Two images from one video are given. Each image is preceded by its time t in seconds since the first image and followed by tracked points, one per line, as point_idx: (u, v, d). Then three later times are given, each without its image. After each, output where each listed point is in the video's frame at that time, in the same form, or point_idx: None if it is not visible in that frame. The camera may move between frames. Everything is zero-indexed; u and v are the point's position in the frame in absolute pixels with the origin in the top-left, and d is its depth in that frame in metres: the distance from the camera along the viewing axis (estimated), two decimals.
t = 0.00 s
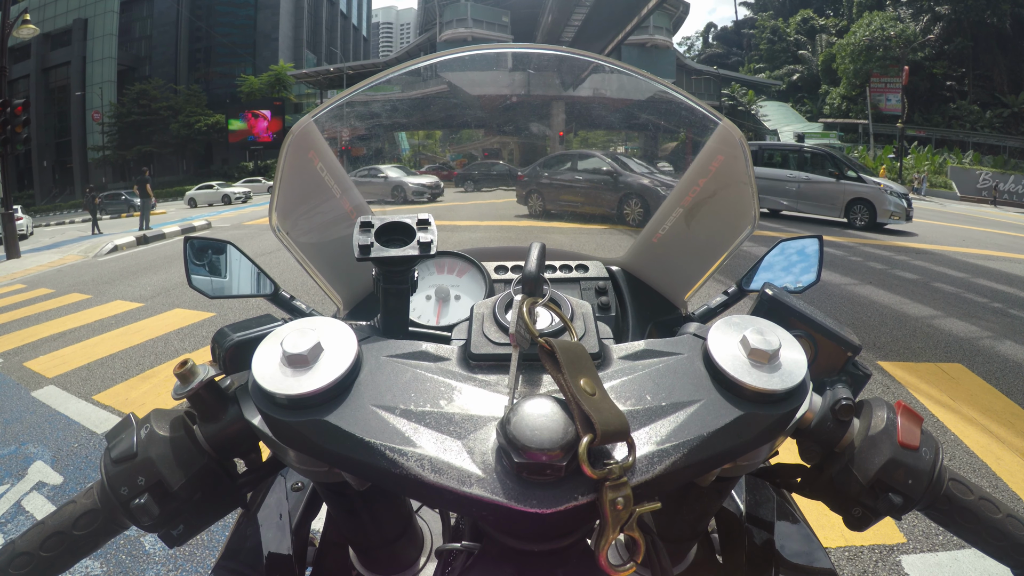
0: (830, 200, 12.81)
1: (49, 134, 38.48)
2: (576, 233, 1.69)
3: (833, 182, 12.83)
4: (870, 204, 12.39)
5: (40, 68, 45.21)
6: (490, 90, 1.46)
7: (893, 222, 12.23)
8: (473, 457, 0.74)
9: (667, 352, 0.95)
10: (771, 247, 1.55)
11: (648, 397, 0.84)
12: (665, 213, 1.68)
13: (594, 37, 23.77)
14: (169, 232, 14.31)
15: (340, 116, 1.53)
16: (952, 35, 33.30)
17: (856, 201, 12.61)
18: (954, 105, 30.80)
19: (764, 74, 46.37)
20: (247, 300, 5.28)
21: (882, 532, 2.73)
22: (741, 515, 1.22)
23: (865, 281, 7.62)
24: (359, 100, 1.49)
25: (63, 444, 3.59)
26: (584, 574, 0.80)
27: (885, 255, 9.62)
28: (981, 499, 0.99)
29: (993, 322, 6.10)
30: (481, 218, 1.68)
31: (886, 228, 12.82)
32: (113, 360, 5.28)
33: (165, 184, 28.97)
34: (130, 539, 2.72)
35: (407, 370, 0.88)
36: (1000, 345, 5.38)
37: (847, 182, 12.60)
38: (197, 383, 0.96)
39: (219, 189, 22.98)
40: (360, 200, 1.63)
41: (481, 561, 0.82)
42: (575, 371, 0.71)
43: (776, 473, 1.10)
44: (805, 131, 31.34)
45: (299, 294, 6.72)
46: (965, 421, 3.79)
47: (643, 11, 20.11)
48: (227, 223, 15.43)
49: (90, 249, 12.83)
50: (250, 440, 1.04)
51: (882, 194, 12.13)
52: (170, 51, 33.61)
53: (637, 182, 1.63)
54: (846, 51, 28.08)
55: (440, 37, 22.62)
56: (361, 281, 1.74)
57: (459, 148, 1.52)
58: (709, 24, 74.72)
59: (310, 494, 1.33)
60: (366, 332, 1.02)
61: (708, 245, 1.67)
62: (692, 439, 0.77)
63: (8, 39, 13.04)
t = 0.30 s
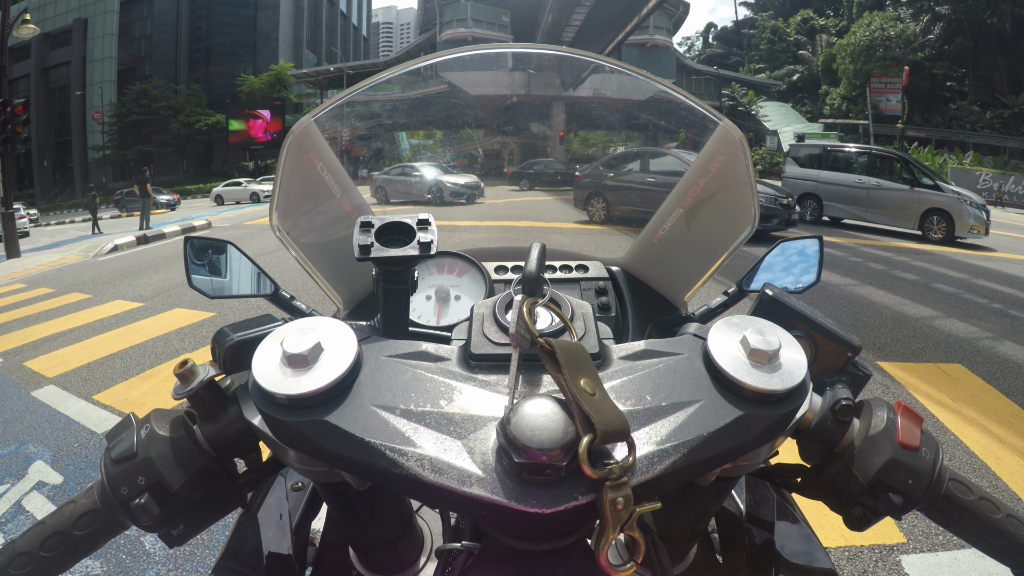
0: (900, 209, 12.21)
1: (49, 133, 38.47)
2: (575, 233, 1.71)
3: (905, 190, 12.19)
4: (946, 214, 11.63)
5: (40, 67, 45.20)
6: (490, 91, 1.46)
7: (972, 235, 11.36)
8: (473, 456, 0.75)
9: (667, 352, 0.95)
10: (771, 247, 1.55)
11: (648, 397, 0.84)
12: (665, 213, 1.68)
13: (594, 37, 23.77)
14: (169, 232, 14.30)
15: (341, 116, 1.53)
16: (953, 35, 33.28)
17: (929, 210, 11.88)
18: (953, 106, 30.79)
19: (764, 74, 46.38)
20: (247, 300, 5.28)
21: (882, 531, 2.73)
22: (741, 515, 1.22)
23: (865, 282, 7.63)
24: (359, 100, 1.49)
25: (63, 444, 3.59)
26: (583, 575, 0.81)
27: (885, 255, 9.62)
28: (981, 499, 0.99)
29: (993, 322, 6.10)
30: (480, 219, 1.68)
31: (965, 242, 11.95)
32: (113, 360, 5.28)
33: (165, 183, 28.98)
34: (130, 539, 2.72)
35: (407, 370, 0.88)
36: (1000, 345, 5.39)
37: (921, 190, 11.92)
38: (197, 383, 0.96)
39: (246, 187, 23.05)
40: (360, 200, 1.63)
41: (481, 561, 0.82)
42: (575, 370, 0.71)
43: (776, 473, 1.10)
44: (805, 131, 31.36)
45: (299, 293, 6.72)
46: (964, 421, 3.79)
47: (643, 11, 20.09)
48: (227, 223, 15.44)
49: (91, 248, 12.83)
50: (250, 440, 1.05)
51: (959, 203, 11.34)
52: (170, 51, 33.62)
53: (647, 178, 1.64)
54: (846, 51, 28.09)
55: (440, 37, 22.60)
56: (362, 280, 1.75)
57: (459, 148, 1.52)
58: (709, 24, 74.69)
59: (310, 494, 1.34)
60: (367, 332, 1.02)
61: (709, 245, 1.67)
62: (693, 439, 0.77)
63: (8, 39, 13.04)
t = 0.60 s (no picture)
0: (984, 220, 11.61)
1: (49, 133, 38.45)
2: (576, 233, 1.71)
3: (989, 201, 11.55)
4: None
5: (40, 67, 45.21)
6: (490, 91, 1.46)
7: None
8: (473, 457, 0.74)
9: (667, 352, 0.95)
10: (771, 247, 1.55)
11: (648, 396, 0.84)
12: (665, 213, 1.69)
13: (594, 37, 23.75)
14: (169, 232, 14.29)
15: (341, 116, 1.53)
16: (952, 35, 33.28)
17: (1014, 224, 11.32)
18: (954, 105, 30.79)
19: (764, 74, 46.38)
20: (246, 300, 5.28)
21: (882, 531, 2.73)
22: (741, 515, 1.22)
23: (865, 282, 7.63)
24: (360, 100, 1.49)
25: (63, 444, 3.59)
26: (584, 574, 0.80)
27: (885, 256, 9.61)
28: (981, 499, 0.99)
29: (993, 322, 6.10)
30: (480, 219, 1.68)
31: None
32: (113, 360, 5.28)
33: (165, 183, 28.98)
34: (130, 539, 2.72)
35: (407, 370, 0.88)
36: (1000, 345, 5.39)
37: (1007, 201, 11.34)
38: (197, 382, 0.96)
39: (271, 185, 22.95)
40: (360, 200, 1.64)
41: (481, 561, 0.82)
42: (575, 370, 0.71)
43: (777, 473, 1.10)
44: (805, 131, 31.39)
45: (299, 293, 6.72)
46: (964, 421, 3.79)
47: (643, 11, 20.08)
48: (227, 223, 15.43)
49: (91, 249, 12.82)
50: (251, 440, 1.05)
51: None
52: (170, 51, 33.61)
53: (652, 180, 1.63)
54: (846, 51, 28.09)
55: (440, 37, 22.62)
56: (362, 279, 1.75)
57: (459, 148, 1.52)
58: (709, 24, 74.70)
59: (310, 493, 1.33)
60: (366, 332, 1.02)
61: (708, 246, 1.67)
62: (692, 439, 0.77)
63: (8, 39, 13.03)
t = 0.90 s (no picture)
0: None
1: (49, 134, 38.47)
2: (576, 233, 1.70)
3: None
4: None
5: (40, 67, 45.21)
6: (489, 91, 1.46)
7: None
8: (473, 456, 0.74)
9: (667, 352, 0.95)
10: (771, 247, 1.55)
11: (648, 396, 0.84)
12: (665, 213, 1.68)
13: (594, 37, 23.76)
14: (169, 232, 14.29)
15: (341, 116, 1.53)
16: (953, 35, 33.30)
17: None
18: (954, 105, 30.80)
19: (764, 74, 46.43)
20: (246, 300, 5.28)
21: (882, 532, 2.73)
22: (741, 515, 1.22)
23: (865, 282, 7.63)
24: (359, 100, 1.48)
25: (63, 444, 3.59)
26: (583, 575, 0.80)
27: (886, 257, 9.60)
28: (981, 499, 0.99)
29: (993, 322, 6.10)
30: (480, 219, 1.68)
31: None
32: (113, 361, 5.28)
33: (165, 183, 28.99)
34: (130, 539, 2.72)
35: (407, 370, 0.88)
36: (1000, 345, 5.39)
37: None
38: (196, 382, 0.96)
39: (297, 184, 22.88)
40: (360, 199, 1.63)
41: (481, 561, 0.82)
42: (575, 370, 0.71)
43: (777, 473, 1.10)
44: (805, 131, 31.42)
45: (299, 294, 6.73)
46: (964, 422, 3.79)
47: (643, 11, 20.08)
48: (227, 223, 15.42)
49: (91, 249, 12.82)
50: (250, 440, 1.05)
51: None
52: (171, 51, 33.62)
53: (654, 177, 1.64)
54: (846, 50, 28.10)
55: (440, 37, 22.66)
56: (361, 280, 1.75)
57: (459, 148, 1.52)
58: (709, 24, 74.69)
59: (310, 494, 1.33)
60: (367, 332, 1.02)
61: (708, 246, 1.67)
62: (692, 439, 0.77)
63: (8, 39, 13.03)
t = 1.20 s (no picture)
0: None
1: (49, 133, 38.50)
2: (576, 233, 1.70)
3: None
4: None
5: (39, 67, 45.18)
6: (490, 91, 1.46)
7: None
8: (473, 456, 0.75)
9: (667, 352, 0.95)
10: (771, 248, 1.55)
11: (648, 397, 0.84)
12: (665, 213, 1.68)
13: (595, 37, 23.77)
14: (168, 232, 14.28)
15: (341, 116, 1.53)
16: (953, 36, 33.35)
17: None
18: (954, 105, 30.84)
19: (764, 74, 46.49)
20: (246, 299, 5.28)
21: (882, 531, 2.73)
22: (741, 515, 1.22)
23: (865, 282, 7.64)
24: (359, 100, 1.49)
25: (63, 444, 3.59)
26: None
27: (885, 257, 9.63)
28: (981, 499, 0.99)
29: (993, 322, 6.10)
30: (481, 220, 1.68)
31: None
32: (113, 360, 5.27)
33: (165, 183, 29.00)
34: (130, 539, 2.72)
35: (407, 370, 0.88)
36: (1000, 345, 5.40)
37: None
38: (197, 382, 0.96)
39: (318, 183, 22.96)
40: (361, 200, 1.63)
41: (481, 561, 0.83)
42: (575, 370, 0.71)
43: (777, 474, 1.10)
44: (804, 131, 31.48)
45: (299, 293, 6.73)
46: (965, 422, 3.79)
47: (643, 11, 20.11)
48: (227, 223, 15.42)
49: (90, 249, 12.81)
50: (251, 439, 1.05)
51: None
52: (171, 51, 33.64)
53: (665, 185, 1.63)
54: (846, 51, 28.14)
55: (441, 37, 22.72)
56: (361, 281, 1.75)
57: (459, 148, 1.52)
58: (709, 24, 74.72)
59: (311, 494, 1.33)
60: (367, 333, 1.02)
61: (708, 247, 1.68)
62: (692, 439, 0.77)
63: (8, 38, 13.03)
